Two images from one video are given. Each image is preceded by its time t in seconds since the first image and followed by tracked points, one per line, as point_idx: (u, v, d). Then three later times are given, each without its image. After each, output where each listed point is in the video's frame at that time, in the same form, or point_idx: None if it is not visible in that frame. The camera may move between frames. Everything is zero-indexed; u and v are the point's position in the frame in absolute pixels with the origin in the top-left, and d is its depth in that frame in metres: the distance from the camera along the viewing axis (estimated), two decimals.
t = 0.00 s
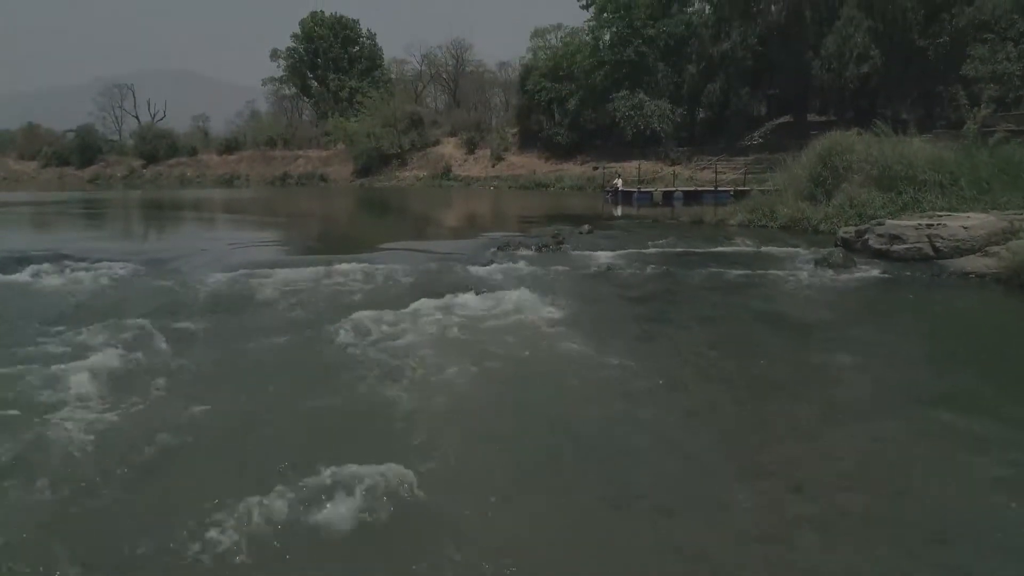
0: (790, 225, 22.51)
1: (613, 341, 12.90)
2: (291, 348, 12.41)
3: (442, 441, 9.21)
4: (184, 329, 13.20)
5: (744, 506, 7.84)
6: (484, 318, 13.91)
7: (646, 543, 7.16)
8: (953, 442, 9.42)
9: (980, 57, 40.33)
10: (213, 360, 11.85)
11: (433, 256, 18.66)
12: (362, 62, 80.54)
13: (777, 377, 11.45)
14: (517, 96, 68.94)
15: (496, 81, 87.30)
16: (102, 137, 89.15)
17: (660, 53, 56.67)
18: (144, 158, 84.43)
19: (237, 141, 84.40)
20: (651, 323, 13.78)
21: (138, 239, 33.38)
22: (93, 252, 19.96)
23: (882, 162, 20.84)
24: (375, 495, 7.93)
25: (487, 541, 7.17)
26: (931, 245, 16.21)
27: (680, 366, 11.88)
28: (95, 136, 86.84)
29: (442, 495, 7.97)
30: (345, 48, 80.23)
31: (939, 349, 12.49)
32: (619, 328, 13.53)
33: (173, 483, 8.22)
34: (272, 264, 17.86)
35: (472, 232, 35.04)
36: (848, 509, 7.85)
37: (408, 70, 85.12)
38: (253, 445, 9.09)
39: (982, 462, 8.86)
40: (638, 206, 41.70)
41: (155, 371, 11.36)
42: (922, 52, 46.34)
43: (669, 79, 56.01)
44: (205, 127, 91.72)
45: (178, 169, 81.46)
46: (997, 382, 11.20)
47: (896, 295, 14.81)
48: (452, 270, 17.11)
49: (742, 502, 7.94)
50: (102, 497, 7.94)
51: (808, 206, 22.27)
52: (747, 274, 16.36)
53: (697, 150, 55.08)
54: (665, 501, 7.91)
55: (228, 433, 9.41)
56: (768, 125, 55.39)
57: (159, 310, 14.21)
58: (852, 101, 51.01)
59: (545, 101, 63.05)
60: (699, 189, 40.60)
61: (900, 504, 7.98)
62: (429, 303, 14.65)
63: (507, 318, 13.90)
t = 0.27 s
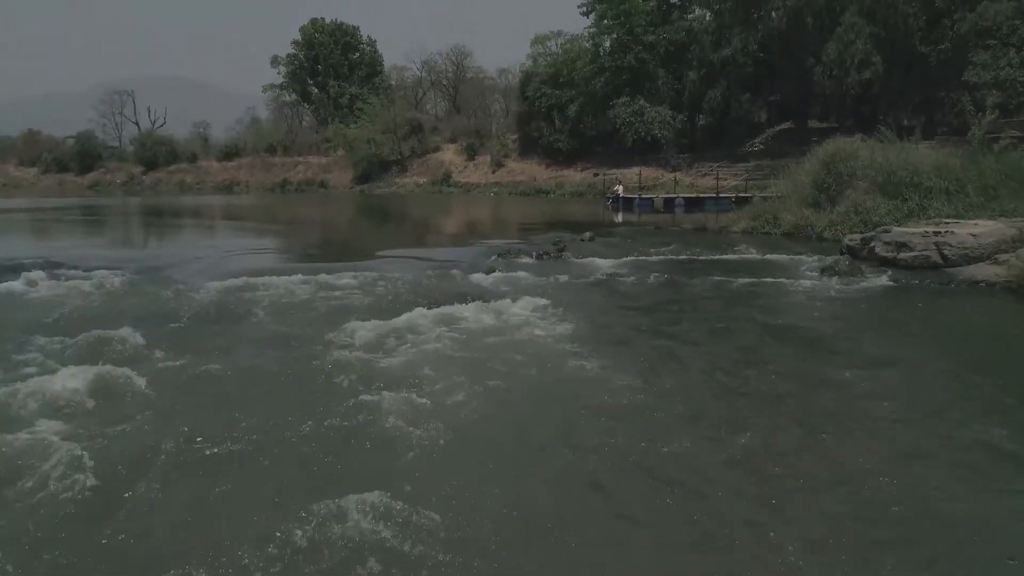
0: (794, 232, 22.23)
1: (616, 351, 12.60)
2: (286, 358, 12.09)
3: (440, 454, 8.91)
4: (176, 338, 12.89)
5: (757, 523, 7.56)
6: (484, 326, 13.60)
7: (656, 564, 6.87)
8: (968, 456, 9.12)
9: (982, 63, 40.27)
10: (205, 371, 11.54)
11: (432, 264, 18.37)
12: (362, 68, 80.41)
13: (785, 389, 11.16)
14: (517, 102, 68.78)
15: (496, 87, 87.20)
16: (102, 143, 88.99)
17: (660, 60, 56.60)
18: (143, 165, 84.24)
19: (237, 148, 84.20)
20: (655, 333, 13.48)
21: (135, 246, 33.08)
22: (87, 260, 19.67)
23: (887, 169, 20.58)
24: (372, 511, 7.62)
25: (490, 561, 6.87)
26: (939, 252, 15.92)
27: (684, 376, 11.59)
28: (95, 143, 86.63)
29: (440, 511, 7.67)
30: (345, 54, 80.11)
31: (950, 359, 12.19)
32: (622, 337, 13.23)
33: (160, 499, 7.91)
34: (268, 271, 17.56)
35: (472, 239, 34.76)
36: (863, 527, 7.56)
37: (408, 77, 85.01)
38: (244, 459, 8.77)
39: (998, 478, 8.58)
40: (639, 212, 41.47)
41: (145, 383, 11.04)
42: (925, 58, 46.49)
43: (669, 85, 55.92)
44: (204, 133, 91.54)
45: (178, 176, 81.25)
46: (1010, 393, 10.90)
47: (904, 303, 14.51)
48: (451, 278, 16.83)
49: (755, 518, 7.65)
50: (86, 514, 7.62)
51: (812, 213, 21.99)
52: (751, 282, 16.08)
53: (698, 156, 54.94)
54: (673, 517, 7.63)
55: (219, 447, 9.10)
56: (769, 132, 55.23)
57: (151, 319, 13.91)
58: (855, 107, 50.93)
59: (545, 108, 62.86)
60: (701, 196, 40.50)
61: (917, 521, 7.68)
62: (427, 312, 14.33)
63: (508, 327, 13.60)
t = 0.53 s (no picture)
0: (797, 238, 21.95)
1: (621, 361, 12.26)
2: (278, 371, 11.72)
3: (439, 471, 8.54)
4: (165, 350, 12.53)
5: (765, 542, 7.24)
6: (483, 337, 13.24)
7: None
8: (984, 472, 8.79)
9: (984, 69, 40.01)
10: (194, 384, 11.17)
11: (431, 272, 18.06)
12: (362, 75, 80.33)
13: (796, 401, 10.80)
14: (517, 108, 68.65)
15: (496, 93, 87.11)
16: (102, 149, 88.93)
17: (661, 66, 56.70)
18: (143, 170, 84.12)
19: (237, 154, 84.07)
20: (659, 343, 13.14)
21: (133, 252, 32.83)
22: (81, 267, 19.43)
23: (892, 174, 20.32)
24: (366, 533, 7.27)
25: None
26: (947, 259, 15.59)
27: (691, 387, 11.27)
28: (95, 149, 86.56)
29: (435, 533, 7.29)
30: (345, 60, 80.06)
31: (961, 370, 11.88)
32: (627, 349, 12.91)
33: (140, 519, 7.53)
34: (262, 279, 17.22)
35: (472, 245, 34.50)
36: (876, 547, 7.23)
37: (408, 83, 84.97)
38: (230, 476, 8.39)
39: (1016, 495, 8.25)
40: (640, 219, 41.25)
41: (131, 395, 10.67)
42: (926, 63, 46.00)
43: (670, 91, 55.92)
44: (205, 140, 91.46)
45: (178, 182, 81.11)
46: None
47: (913, 312, 14.20)
48: (450, 286, 16.55)
49: (766, 537, 7.30)
50: (59, 537, 7.24)
51: (816, 220, 21.69)
52: (756, 290, 15.79)
53: (698, 162, 54.75)
54: (682, 540, 7.25)
55: (203, 465, 8.70)
56: (770, 138, 55.00)
57: (140, 329, 13.56)
58: (857, 112, 50.76)
59: (545, 114, 62.71)
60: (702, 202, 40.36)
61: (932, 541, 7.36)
62: (424, 323, 13.95)
63: (508, 338, 13.24)
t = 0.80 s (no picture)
0: (801, 245, 21.72)
1: (625, 372, 12.01)
2: (274, 381, 11.43)
3: (438, 484, 8.26)
4: (159, 359, 12.27)
5: (777, 561, 6.93)
6: (483, 347, 12.97)
7: None
8: (1000, 486, 8.49)
9: (986, 74, 39.81)
10: (187, 395, 10.88)
11: (430, 279, 17.85)
12: (362, 80, 80.23)
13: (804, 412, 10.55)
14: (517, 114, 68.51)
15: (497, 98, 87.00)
16: (102, 154, 88.81)
17: (661, 71, 56.71)
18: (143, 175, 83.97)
19: (237, 159, 83.92)
20: (663, 353, 12.89)
21: (130, 258, 32.59)
22: (76, 273, 19.18)
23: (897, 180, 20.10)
24: (360, 553, 6.97)
25: None
26: (955, 266, 15.36)
27: (697, 399, 11.02)
28: (95, 154, 86.46)
29: (435, 551, 7.01)
30: (345, 66, 79.98)
31: (973, 380, 11.60)
32: (631, 358, 12.67)
33: (128, 538, 7.24)
34: (259, 287, 16.99)
35: (472, 251, 34.24)
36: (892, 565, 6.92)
37: (408, 88, 84.88)
38: (221, 492, 8.12)
39: None
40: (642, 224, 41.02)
41: (121, 407, 10.39)
42: (927, 68, 46.24)
43: (670, 96, 55.85)
44: (205, 145, 91.36)
45: (178, 187, 80.94)
46: None
47: (921, 321, 13.95)
48: (450, 294, 16.34)
49: (779, 554, 7.05)
50: (42, 557, 6.94)
51: (820, 226, 21.48)
52: (761, 297, 15.54)
53: (699, 167, 54.58)
54: (690, 559, 6.95)
55: (191, 480, 8.40)
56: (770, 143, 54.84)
57: (132, 338, 13.32)
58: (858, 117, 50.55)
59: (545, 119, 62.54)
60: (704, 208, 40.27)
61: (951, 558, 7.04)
62: (423, 332, 13.68)
63: (509, 348, 12.99)
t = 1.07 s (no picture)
0: (805, 246, 21.44)
1: (629, 375, 11.76)
2: (268, 388, 11.14)
3: (436, 495, 7.97)
4: (152, 364, 12.02)
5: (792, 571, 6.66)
6: (484, 351, 12.71)
7: None
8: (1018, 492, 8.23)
9: (990, 74, 39.50)
10: (179, 401, 10.61)
11: (430, 280, 17.61)
12: (362, 80, 80.00)
13: (813, 418, 10.29)
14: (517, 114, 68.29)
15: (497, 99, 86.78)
16: (102, 155, 88.59)
17: (662, 71, 56.54)
18: (143, 176, 83.76)
19: (237, 159, 83.68)
20: (668, 357, 12.63)
21: (128, 259, 32.39)
22: (71, 274, 18.94)
23: (903, 180, 19.85)
24: (363, 561, 6.74)
25: None
26: (964, 268, 15.06)
27: (704, 403, 10.76)
28: (95, 155, 86.28)
29: (437, 559, 6.78)
30: (345, 66, 79.81)
31: (984, 384, 11.36)
32: (635, 360, 12.42)
33: (115, 552, 6.98)
34: (256, 288, 16.76)
35: (472, 252, 33.99)
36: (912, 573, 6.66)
37: (409, 89, 84.66)
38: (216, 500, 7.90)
39: None
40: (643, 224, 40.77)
41: (111, 413, 10.15)
42: (930, 68, 46.16)
43: (671, 96, 55.66)
44: (205, 145, 91.14)
45: (177, 187, 80.73)
46: None
47: (931, 324, 13.70)
48: (451, 296, 16.09)
49: (786, 561, 6.83)
50: (24, 574, 6.68)
51: (825, 226, 21.22)
52: (768, 300, 15.28)
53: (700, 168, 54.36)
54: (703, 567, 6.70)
55: (186, 489, 8.16)
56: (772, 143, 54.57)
57: (125, 341, 13.09)
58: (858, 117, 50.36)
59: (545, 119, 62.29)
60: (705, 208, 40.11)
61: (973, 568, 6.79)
62: (423, 336, 13.41)
63: (510, 352, 12.73)
